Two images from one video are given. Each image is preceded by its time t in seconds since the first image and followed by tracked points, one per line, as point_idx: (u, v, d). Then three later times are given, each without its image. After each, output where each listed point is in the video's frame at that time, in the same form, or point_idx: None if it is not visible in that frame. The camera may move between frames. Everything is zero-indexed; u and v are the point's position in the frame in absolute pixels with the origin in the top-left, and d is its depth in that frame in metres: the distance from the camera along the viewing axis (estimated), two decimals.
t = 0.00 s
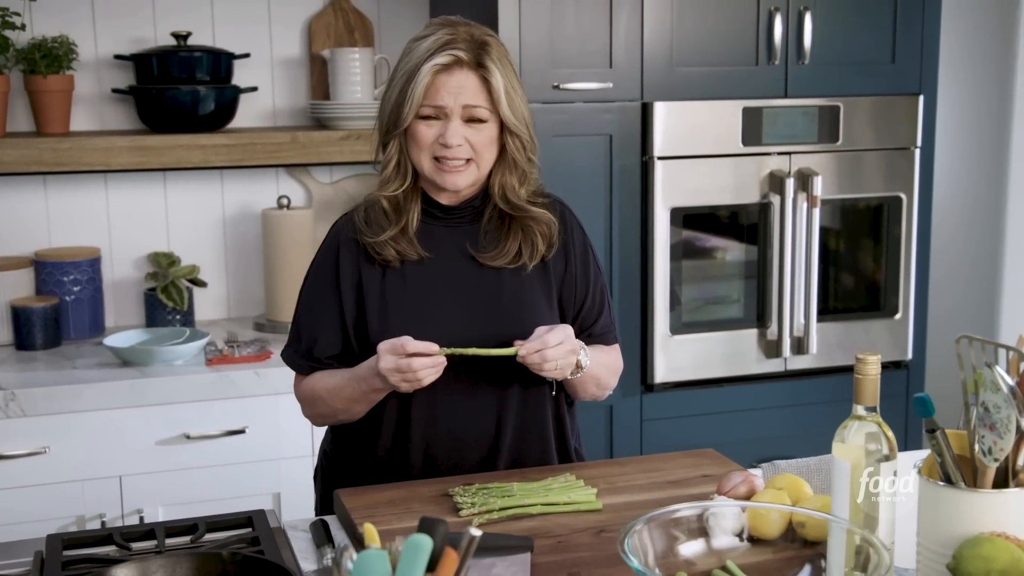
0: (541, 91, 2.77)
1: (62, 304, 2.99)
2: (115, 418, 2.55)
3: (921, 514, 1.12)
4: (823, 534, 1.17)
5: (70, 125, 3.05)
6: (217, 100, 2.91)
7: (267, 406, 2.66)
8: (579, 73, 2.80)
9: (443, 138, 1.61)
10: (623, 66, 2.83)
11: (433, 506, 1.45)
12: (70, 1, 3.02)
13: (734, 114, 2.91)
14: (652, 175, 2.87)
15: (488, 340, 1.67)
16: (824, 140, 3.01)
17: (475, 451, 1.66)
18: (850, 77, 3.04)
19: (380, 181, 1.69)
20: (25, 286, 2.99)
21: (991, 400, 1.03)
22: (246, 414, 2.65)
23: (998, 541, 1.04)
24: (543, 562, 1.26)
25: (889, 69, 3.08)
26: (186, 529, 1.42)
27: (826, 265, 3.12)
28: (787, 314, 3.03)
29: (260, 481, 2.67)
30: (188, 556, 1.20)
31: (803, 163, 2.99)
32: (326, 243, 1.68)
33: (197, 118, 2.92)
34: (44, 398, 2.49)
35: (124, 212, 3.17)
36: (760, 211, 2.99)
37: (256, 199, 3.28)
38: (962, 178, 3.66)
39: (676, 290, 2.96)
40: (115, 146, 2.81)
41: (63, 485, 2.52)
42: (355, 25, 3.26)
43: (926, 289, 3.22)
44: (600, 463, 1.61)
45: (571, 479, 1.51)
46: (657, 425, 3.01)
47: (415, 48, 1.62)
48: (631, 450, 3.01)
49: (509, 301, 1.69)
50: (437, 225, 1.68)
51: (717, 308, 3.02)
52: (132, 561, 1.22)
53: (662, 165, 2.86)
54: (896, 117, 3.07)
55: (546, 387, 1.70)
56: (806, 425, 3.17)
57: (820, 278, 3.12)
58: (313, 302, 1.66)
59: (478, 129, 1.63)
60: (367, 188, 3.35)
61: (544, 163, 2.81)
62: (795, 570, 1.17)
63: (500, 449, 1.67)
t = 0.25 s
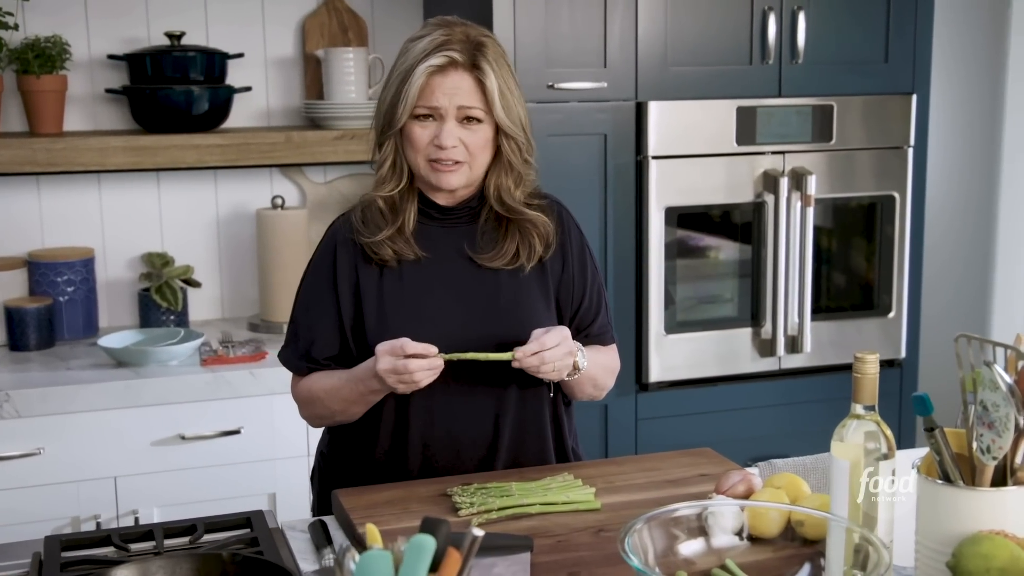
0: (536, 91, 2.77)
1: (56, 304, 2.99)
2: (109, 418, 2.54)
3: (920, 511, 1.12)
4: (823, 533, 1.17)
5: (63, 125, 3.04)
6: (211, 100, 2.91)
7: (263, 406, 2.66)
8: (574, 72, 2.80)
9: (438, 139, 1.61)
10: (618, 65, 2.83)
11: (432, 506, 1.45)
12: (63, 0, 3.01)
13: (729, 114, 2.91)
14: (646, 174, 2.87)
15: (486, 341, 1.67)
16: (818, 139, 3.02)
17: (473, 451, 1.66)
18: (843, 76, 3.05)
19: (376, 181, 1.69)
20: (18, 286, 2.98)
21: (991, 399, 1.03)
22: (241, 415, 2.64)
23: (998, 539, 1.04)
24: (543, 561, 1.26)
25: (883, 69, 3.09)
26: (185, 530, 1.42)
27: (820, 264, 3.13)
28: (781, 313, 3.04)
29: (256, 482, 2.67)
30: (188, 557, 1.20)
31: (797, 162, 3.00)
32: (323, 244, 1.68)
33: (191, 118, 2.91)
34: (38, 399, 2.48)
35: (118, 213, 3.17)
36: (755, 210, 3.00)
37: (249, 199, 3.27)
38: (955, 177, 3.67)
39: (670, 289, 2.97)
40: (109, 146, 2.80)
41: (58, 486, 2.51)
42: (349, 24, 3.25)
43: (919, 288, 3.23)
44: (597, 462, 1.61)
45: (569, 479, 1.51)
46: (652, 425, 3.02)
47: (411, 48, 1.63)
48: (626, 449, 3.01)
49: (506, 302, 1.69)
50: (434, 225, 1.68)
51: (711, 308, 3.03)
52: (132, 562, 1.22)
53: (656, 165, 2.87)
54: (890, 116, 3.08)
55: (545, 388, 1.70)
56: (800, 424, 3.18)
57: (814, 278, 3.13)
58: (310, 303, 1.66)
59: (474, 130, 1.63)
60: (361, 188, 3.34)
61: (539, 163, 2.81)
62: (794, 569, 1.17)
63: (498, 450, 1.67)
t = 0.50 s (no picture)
0: (527, 91, 2.77)
1: (46, 307, 2.97)
2: (101, 421, 2.53)
3: (918, 509, 1.13)
4: (822, 530, 1.17)
5: (52, 127, 3.03)
6: (201, 101, 2.90)
7: (255, 408, 2.65)
8: (565, 73, 2.80)
9: (429, 141, 1.61)
10: (609, 66, 2.84)
11: (430, 507, 1.46)
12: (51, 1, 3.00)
13: (719, 114, 2.93)
14: (637, 175, 2.89)
15: (482, 342, 1.68)
16: (808, 139, 3.04)
17: (471, 452, 1.67)
18: (832, 76, 3.07)
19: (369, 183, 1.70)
20: (8, 289, 2.97)
21: (990, 397, 1.03)
22: (233, 416, 2.64)
23: (996, 536, 1.05)
24: (543, 561, 1.27)
25: (871, 69, 3.11)
26: (183, 532, 1.43)
27: (809, 263, 3.15)
28: (772, 312, 3.06)
29: (249, 483, 2.67)
30: (189, 560, 1.20)
31: (786, 162, 3.02)
32: (318, 245, 1.68)
33: (181, 119, 2.90)
34: (30, 402, 2.47)
35: (108, 214, 3.16)
36: (745, 210, 3.01)
37: (240, 200, 3.27)
38: (942, 176, 3.69)
39: (661, 289, 2.98)
40: (99, 147, 2.79)
41: (49, 489, 2.51)
42: (339, 25, 3.25)
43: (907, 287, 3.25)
44: (593, 462, 1.62)
45: (566, 478, 1.52)
46: (643, 424, 3.03)
47: (402, 50, 1.63)
48: (618, 449, 3.02)
49: (502, 303, 1.69)
50: (429, 226, 1.69)
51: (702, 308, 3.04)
52: (133, 564, 1.22)
53: (647, 165, 2.88)
54: (878, 115, 3.10)
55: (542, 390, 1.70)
56: (791, 422, 3.20)
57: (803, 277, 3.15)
58: (305, 304, 1.66)
59: (465, 132, 1.63)
60: (351, 189, 3.34)
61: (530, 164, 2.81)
62: (793, 567, 1.18)
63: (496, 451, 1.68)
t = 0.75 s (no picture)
0: (522, 92, 2.78)
1: (40, 308, 2.97)
2: (97, 422, 2.53)
3: (918, 505, 1.14)
4: (822, 526, 1.18)
5: (46, 128, 3.02)
6: (196, 101, 2.90)
7: (250, 409, 2.65)
8: (559, 73, 2.81)
9: (425, 136, 1.62)
10: (603, 66, 2.85)
11: (432, 506, 1.46)
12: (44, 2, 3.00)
13: (713, 114, 2.94)
14: (631, 175, 2.90)
15: (483, 342, 1.68)
16: (801, 139, 3.06)
17: (471, 451, 1.68)
18: (825, 77, 3.09)
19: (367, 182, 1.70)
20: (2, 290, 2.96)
21: (990, 395, 1.04)
22: (229, 417, 2.64)
23: (997, 532, 1.05)
24: (546, 559, 1.28)
25: (863, 69, 3.13)
26: (184, 532, 1.43)
27: (802, 263, 3.17)
28: (765, 312, 3.07)
29: (245, 484, 2.67)
30: (194, 560, 1.20)
31: (779, 162, 3.03)
32: (318, 246, 1.69)
33: (176, 120, 2.90)
34: (26, 403, 2.47)
35: (102, 215, 3.15)
36: (738, 210, 3.03)
37: (234, 201, 3.27)
38: (933, 176, 3.72)
39: (656, 289, 2.99)
40: (93, 148, 2.79)
41: (45, 491, 2.50)
42: (333, 26, 3.25)
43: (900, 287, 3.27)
44: (593, 461, 1.63)
45: (566, 477, 1.52)
46: (638, 424, 3.04)
47: (399, 47, 1.64)
48: (613, 448, 3.03)
49: (503, 303, 1.70)
50: (429, 225, 1.69)
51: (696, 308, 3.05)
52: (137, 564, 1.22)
53: (641, 165, 2.89)
54: (871, 115, 3.12)
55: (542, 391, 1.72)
56: (785, 422, 3.21)
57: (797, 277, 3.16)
58: (306, 305, 1.66)
59: (462, 128, 1.64)
60: (346, 189, 3.35)
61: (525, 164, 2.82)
62: (794, 564, 1.18)
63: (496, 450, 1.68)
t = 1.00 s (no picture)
0: (515, 93, 2.79)
1: (32, 310, 2.96)
2: (91, 424, 2.53)
3: (919, 501, 1.15)
4: (823, 522, 1.20)
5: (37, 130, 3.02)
6: (188, 103, 2.90)
7: (245, 410, 2.65)
8: (551, 75, 2.82)
9: (435, 141, 1.64)
10: (595, 68, 2.86)
11: (434, 506, 1.47)
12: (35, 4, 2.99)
13: (704, 115, 2.96)
14: (623, 177, 2.91)
15: (482, 342, 1.69)
16: (791, 140, 3.08)
17: (472, 452, 1.69)
18: (815, 78, 3.11)
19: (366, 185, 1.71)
20: None
21: (990, 391, 1.06)
22: (224, 418, 2.64)
23: (998, 527, 1.06)
24: (550, 557, 1.29)
25: (853, 70, 3.16)
26: (187, 532, 1.43)
27: (793, 263, 3.19)
28: (757, 311, 3.09)
29: (240, 486, 2.67)
30: (201, 559, 1.21)
31: (770, 163, 3.06)
32: (316, 248, 1.69)
33: (168, 122, 2.90)
34: (19, 406, 2.46)
35: (93, 217, 3.14)
36: (730, 210, 3.05)
37: (225, 203, 3.26)
38: (920, 176, 3.75)
39: (648, 289, 3.01)
40: (86, 150, 2.78)
41: (39, 493, 2.50)
42: (324, 28, 3.25)
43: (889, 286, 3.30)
44: (592, 460, 1.64)
45: (567, 476, 1.53)
46: (631, 424, 3.05)
47: (406, 51, 1.65)
48: (606, 448, 3.04)
49: (501, 303, 1.71)
50: (426, 227, 1.70)
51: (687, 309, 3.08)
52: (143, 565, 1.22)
53: (634, 166, 2.90)
54: (860, 116, 3.15)
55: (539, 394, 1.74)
56: (776, 421, 3.23)
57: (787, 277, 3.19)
58: (304, 307, 1.67)
59: (470, 132, 1.66)
60: (338, 191, 3.35)
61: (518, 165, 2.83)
62: (797, 561, 1.21)
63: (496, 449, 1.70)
